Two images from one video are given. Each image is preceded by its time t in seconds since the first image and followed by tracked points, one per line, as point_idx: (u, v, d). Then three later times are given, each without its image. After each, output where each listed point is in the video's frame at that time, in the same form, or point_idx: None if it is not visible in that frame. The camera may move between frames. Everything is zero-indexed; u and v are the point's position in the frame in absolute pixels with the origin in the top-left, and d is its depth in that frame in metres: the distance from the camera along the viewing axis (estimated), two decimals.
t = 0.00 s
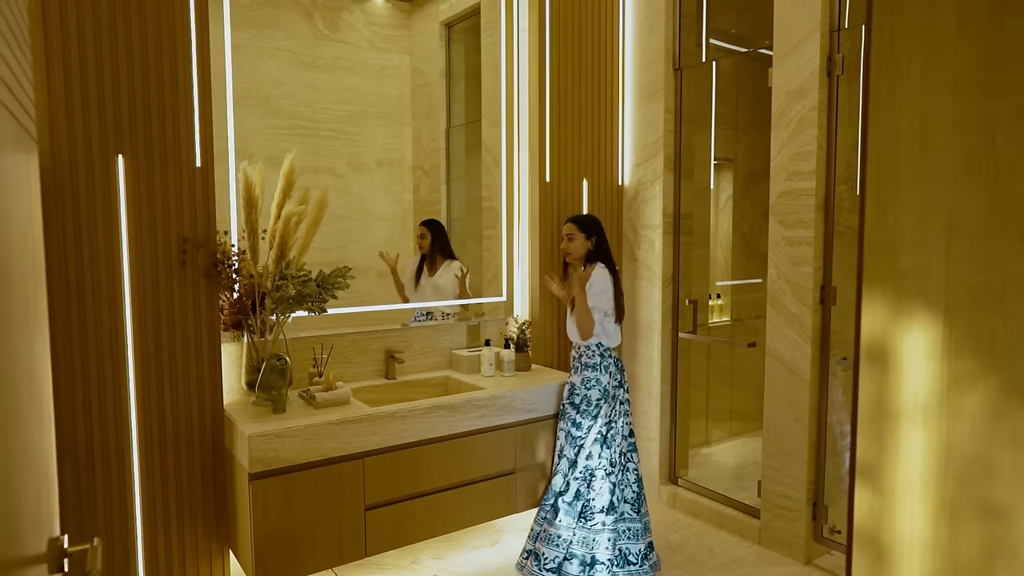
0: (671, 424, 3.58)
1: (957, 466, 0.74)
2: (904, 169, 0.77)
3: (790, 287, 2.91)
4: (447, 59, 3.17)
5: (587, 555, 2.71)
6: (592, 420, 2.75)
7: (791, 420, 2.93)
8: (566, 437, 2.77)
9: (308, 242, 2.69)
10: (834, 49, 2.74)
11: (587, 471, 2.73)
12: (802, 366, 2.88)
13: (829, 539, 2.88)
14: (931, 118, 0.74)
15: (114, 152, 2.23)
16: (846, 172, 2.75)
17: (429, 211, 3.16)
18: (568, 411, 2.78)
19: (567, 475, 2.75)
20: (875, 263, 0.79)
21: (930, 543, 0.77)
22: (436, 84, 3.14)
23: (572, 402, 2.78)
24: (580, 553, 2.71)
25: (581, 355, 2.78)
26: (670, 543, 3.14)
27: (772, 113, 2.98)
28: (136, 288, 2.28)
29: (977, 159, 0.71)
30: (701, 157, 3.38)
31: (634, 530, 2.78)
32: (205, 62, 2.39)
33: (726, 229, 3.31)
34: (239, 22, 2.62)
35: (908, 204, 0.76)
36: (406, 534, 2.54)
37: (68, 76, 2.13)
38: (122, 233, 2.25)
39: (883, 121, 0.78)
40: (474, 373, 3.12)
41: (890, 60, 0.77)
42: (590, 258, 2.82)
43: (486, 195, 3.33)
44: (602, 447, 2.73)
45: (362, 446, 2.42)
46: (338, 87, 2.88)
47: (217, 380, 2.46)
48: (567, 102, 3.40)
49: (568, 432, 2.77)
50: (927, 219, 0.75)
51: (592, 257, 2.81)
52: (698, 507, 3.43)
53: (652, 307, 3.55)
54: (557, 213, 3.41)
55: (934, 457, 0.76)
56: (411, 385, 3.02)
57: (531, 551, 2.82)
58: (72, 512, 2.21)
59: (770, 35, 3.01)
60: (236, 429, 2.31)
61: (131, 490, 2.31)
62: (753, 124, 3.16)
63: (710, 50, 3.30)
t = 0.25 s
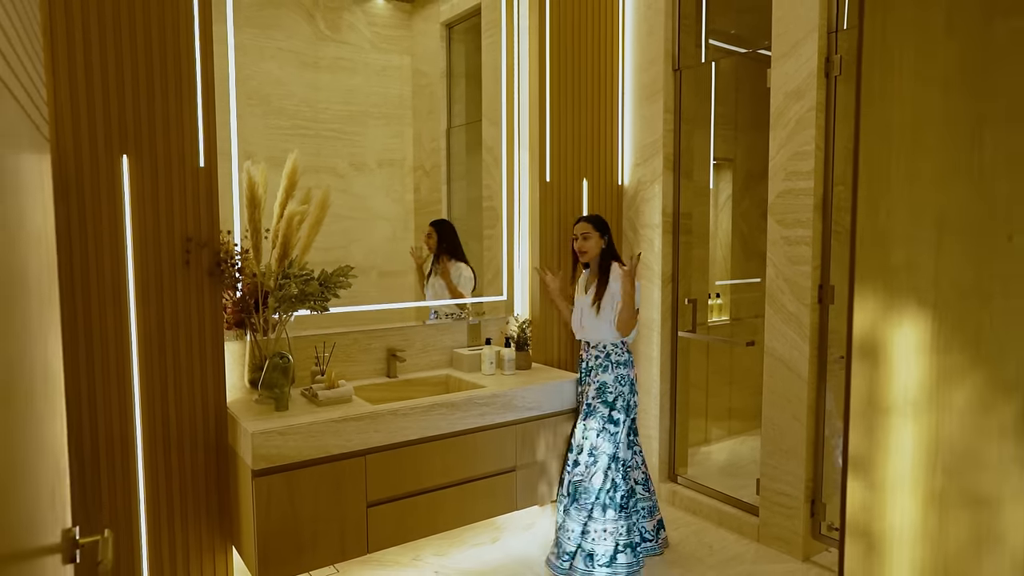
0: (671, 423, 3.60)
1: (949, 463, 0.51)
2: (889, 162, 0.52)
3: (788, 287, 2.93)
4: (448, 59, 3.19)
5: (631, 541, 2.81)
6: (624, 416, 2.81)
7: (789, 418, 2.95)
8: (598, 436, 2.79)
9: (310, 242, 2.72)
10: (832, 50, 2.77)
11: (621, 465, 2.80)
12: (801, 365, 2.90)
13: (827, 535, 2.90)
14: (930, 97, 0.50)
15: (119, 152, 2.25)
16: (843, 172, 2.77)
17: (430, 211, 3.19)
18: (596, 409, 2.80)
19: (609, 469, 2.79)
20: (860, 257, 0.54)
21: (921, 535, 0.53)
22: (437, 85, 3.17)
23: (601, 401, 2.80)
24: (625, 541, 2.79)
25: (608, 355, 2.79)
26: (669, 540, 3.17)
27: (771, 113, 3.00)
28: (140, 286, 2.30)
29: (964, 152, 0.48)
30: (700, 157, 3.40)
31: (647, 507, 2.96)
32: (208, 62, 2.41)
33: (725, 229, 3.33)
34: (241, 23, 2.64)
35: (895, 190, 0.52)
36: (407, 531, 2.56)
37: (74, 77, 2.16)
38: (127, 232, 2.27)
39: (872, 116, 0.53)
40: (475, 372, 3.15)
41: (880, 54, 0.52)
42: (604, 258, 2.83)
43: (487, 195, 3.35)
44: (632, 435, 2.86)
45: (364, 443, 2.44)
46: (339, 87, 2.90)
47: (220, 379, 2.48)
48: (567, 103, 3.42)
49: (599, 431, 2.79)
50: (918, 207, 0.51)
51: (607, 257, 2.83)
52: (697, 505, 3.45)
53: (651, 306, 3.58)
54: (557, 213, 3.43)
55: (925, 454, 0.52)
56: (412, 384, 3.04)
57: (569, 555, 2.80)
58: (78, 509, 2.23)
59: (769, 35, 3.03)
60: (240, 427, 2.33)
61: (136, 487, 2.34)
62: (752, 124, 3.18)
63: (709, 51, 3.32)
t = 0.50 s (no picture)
0: (671, 422, 3.61)
1: (938, 452, 0.65)
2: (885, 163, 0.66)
3: (787, 286, 2.95)
4: (449, 59, 3.21)
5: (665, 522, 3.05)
6: (649, 412, 2.93)
7: (789, 416, 2.97)
8: (631, 434, 2.88)
9: (311, 241, 2.68)
10: (831, 50, 2.78)
11: (652, 457, 2.94)
12: (800, 364, 2.91)
13: (825, 533, 2.91)
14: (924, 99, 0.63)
15: (122, 152, 2.26)
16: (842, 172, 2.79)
17: (430, 211, 3.20)
18: (625, 408, 2.88)
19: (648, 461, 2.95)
20: (857, 253, 0.68)
21: (911, 525, 0.67)
22: (437, 85, 3.19)
23: (629, 400, 2.88)
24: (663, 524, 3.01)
25: (632, 355, 2.88)
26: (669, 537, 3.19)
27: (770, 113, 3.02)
28: (143, 285, 2.32)
29: (954, 157, 0.61)
30: (700, 157, 3.42)
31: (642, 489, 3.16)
32: (211, 63, 2.42)
33: (725, 228, 3.35)
34: (242, 23, 2.66)
35: (892, 193, 0.65)
36: (408, 529, 2.58)
37: (78, 77, 2.17)
38: (130, 232, 2.29)
39: (867, 122, 0.67)
40: (476, 370, 3.16)
41: (873, 63, 0.66)
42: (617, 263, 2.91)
43: (487, 195, 3.37)
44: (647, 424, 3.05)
45: (366, 441, 2.46)
46: (341, 87, 2.92)
47: (223, 378, 2.50)
48: (568, 103, 3.44)
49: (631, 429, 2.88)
50: (911, 205, 0.64)
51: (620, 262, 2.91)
52: (696, 503, 3.46)
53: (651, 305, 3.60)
54: (557, 212, 3.45)
55: (917, 444, 0.66)
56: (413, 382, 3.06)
57: (611, 555, 2.86)
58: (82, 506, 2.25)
59: (768, 36, 3.05)
60: (242, 425, 2.35)
61: (139, 484, 2.35)
62: (751, 124, 3.19)
63: (708, 51, 3.34)
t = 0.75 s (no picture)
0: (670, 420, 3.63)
1: (932, 445, 0.74)
2: (880, 167, 0.76)
3: (785, 284, 2.96)
4: (449, 59, 3.23)
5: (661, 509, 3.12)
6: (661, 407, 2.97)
7: (787, 414, 2.99)
8: (646, 428, 2.91)
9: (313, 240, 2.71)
10: (829, 51, 2.80)
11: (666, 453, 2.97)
12: (798, 362, 2.93)
13: (823, 530, 2.94)
14: (919, 105, 0.72)
15: (126, 151, 2.28)
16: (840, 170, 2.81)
17: (431, 210, 3.22)
18: (640, 404, 2.90)
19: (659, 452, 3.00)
20: (854, 252, 0.78)
21: (904, 522, 0.76)
22: (438, 85, 3.20)
23: (643, 396, 2.90)
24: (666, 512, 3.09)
25: (643, 352, 2.91)
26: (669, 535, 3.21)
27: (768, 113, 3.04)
28: (146, 284, 2.33)
29: (949, 152, 0.70)
30: (699, 156, 3.44)
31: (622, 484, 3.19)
32: (214, 63, 2.44)
33: (723, 228, 3.37)
34: (244, 24, 2.68)
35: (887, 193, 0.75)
36: (409, 526, 2.60)
37: (82, 77, 2.19)
38: (133, 231, 2.31)
39: (866, 121, 0.76)
40: (477, 369, 3.18)
41: (871, 63, 0.75)
42: (625, 264, 2.97)
43: (488, 195, 3.39)
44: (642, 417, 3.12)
45: (367, 438, 2.48)
46: (342, 88, 2.94)
47: (225, 375, 2.52)
48: (568, 102, 3.45)
49: (645, 423, 2.91)
50: (906, 206, 0.74)
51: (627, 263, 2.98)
52: (695, 500, 3.49)
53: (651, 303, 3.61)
54: (557, 211, 3.47)
55: (911, 438, 0.75)
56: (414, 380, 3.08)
57: (637, 547, 2.90)
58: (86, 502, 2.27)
59: (767, 36, 3.07)
60: (244, 422, 2.37)
61: (142, 481, 2.37)
62: (750, 124, 3.21)
63: (708, 52, 3.36)
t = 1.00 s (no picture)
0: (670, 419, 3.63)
1: (931, 441, 0.80)
2: (879, 171, 0.82)
3: (785, 283, 2.96)
4: (449, 58, 3.23)
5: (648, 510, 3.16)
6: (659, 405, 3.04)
7: (787, 413, 2.99)
8: (643, 425, 2.99)
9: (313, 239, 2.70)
10: (829, 49, 2.80)
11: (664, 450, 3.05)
12: (798, 361, 2.93)
13: (823, 528, 2.95)
14: (916, 112, 0.79)
15: (126, 149, 2.28)
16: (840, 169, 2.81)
17: (431, 209, 3.22)
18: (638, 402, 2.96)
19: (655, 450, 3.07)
20: (855, 251, 0.85)
21: (904, 515, 0.83)
22: (438, 83, 3.20)
23: (641, 395, 2.97)
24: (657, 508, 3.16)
25: (642, 351, 2.98)
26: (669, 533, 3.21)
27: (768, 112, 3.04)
28: (146, 282, 2.33)
29: (946, 155, 0.77)
30: (699, 155, 3.43)
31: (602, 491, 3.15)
32: (213, 61, 2.44)
33: (723, 227, 3.37)
34: (244, 22, 2.68)
35: (886, 196, 0.82)
36: (409, 524, 2.60)
37: (82, 75, 2.19)
38: (133, 229, 2.30)
39: (866, 120, 0.83)
40: (477, 367, 3.18)
41: (871, 63, 0.82)
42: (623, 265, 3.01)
43: (488, 193, 3.39)
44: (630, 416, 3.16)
45: (367, 437, 2.48)
46: (342, 86, 2.94)
47: (225, 373, 2.52)
48: (568, 101, 3.45)
49: (643, 421, 2.99)
50: (905, 207, 0.81)
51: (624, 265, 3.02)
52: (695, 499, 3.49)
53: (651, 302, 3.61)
54: (557, 210, 3.47)
55: (910, 433, 0.82)
56: (413, 379, 3.08)
57: (641, 543, 2.93)
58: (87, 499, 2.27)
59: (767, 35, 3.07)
60: (244, 421, 2.37)
61: (142, 479, 2.37)
62: (750, 123, 3.21)
63: (708, 50, 3.36)
